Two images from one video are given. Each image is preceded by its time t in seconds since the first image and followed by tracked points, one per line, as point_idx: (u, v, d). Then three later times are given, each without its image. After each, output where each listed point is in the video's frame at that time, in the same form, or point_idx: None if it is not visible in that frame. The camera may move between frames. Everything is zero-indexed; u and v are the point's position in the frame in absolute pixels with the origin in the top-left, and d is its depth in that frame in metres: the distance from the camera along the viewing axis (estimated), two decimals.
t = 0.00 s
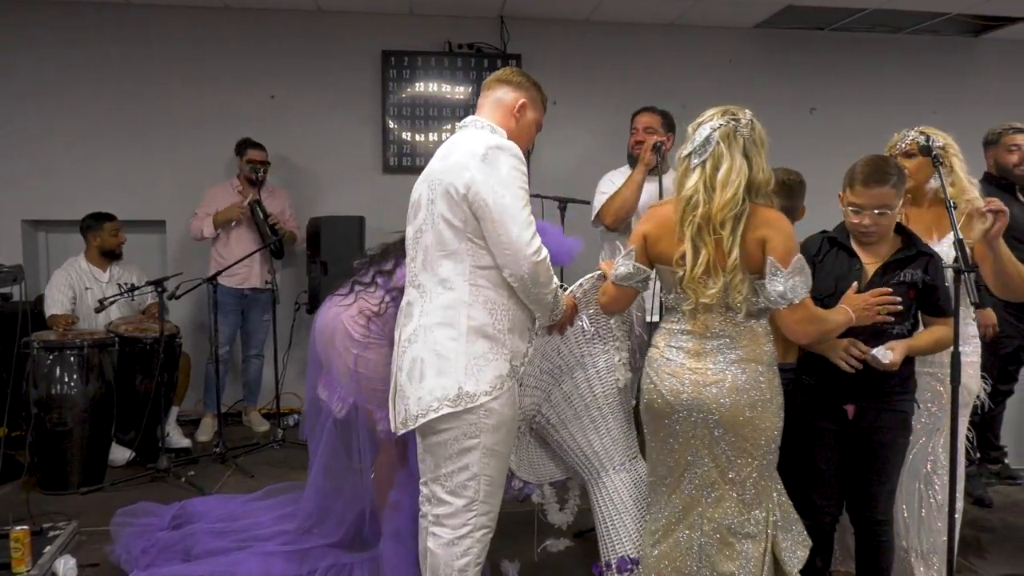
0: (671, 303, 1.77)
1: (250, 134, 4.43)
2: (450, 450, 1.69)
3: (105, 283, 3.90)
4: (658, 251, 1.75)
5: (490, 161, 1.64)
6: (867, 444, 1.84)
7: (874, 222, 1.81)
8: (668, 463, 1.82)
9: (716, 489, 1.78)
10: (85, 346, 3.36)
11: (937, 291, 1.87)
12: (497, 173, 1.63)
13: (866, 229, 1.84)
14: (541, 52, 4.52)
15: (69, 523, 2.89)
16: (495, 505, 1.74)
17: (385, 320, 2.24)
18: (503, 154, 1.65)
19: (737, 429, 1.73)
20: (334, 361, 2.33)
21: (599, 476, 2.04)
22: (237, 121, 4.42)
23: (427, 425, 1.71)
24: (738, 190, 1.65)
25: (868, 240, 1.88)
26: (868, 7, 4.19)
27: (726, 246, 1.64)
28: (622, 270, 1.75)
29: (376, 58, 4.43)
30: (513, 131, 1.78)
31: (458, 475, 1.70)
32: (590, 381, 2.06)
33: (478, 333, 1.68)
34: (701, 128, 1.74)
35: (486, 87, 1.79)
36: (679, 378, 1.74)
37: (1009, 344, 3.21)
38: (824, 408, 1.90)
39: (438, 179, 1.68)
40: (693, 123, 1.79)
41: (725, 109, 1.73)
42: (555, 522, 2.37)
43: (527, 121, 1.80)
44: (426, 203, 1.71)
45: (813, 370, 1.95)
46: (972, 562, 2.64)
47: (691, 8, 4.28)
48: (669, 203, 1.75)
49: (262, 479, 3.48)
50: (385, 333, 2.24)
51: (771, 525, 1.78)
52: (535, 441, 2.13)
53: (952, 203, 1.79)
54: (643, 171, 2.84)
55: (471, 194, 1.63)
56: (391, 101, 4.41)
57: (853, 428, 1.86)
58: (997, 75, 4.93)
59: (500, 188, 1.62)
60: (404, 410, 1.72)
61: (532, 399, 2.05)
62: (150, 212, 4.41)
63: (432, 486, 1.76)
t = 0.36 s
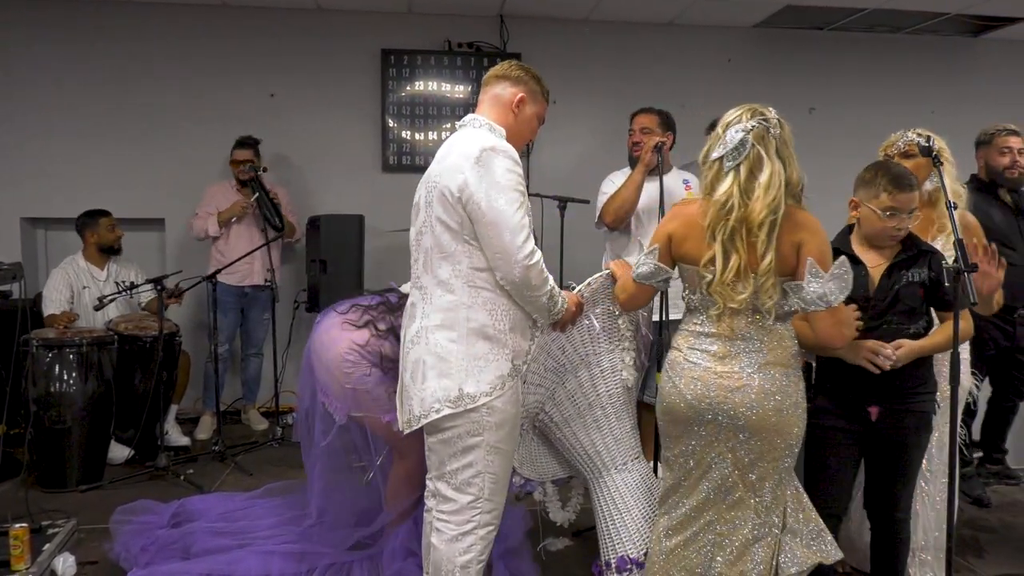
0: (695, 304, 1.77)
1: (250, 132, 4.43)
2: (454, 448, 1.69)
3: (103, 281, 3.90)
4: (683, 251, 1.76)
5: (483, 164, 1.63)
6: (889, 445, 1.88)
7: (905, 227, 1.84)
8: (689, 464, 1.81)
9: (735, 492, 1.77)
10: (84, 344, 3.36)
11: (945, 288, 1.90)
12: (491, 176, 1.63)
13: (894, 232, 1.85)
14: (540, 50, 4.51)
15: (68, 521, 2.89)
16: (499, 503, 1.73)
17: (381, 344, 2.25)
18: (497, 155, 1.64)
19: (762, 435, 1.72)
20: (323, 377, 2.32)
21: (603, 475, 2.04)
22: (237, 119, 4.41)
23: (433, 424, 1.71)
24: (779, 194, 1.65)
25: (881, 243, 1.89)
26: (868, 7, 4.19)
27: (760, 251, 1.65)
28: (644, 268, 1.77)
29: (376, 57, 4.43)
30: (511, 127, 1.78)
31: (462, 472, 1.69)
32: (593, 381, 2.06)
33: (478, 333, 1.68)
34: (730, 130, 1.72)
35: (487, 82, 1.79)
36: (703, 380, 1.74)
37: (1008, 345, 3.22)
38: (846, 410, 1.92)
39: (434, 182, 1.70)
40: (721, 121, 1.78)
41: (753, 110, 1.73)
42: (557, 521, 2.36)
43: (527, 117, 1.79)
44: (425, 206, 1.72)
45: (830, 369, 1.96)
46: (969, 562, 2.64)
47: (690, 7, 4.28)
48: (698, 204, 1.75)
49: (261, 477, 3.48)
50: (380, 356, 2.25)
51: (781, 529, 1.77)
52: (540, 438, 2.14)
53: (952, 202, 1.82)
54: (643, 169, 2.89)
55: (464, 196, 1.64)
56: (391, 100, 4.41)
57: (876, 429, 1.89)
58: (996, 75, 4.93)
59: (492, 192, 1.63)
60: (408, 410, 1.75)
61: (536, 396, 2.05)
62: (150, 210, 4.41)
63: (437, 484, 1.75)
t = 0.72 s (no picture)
0: (706, 300, 1.77)
1: (250, 132, 4.43)
2: (453, 446, 1.70)
3: (103, 279, 3.90)
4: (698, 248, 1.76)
5: (480, 164, 1.63)
6: (884, 441, 1.89)
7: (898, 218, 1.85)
8: (699, 470, 1.81)
9: (745, 496, 1.78)
10: (84, 342, 3.37)
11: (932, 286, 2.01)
12: (488, 175, 1.63)
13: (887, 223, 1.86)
14: (540, 50, 4.52)
15: (67, 519, 2.90)
16: (499, 500, 1.73)
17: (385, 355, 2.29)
18: (495, 155, 1.64)
19: (774, 436, 1.74)
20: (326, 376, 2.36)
21: (601, 475, 2.05)
22: (237, 118, 4.42)
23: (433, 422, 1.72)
24: (807, 198, 1.64)
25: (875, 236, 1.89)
26: (868, 9, 4.19)
27: (788, 253, 1.64)
28: (655, 264, 1.79)
29: (376, 56, 4.43)
30: (515, 127, 1.78)
31: (462, 470, 1.70)
32: (592, 381, 2.07)
33: (476, 333, 1.68)
34: (753, 129, 1.70)
35: (493, 83, 1.80)
36: (716, 380, 1.74)
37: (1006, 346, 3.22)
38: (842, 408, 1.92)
39: (434, 182, 1.71)
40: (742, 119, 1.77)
41: (775, 109, 1.71)
42: (549, 523, 2.41)
43: (532, 117, 1.80)
44: (425, 206, 1.73)
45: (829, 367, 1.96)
46: (966, 562, 2.65)
47: (690, 8, 4.28)
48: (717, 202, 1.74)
49: (260, 476, 3.48)
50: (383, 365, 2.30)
51: (783, 531, 1.80)
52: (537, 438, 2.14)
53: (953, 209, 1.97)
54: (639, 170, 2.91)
55: (462, 196, 1.64)
56: (391, 100, 4.41)
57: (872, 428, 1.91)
58: (995, 76, 4.94)
59: (487, 191, 1.62)
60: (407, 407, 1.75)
61: (533, 398, 2.07)
62: (150, 209, 4.41)
63: (437, 482, 1.76)
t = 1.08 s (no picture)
0: (696, 300, 1.78)
1: (247, 132, 4.43)
2: (451, 445, 1.70)
3: (102, 280, 3.90)
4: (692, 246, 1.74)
5: (477, 165, 1.63)
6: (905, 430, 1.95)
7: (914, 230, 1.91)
8: (691, 470, 1.82)
9: (740, 496, 1.79)
10: (82, 343, 3.36)
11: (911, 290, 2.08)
12: (483, 176, 1.62)
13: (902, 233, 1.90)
14: (539, 50, 4.52)
15: (65, 520, 2.90)
16: (498, 500, 1.74)
17: (389, 364, 2.27)
18: (491, 156, 1.64)
19: (769, 435, 1.75)
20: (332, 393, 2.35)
21: (599, 476, 2.06)
22: (235, 118, 4.42)
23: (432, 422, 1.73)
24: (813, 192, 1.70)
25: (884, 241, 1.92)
26: (865, 9, 4.20)
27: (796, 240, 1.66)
28: (649, 263, 1.76)
29: (375, 57, 4.43)
30: (517, 129, 1.78)
31: (461, 469, 1.70)
32: (592, 381, 2.07)
33: (473, 333, 1.68)
34: (760, 127, 1.74)
35: (498, 86, 1.80)
36: (709, 380, 1.75)
37: (1003, 346, 3.23)
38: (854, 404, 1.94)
39: (433, 183, 1.71)
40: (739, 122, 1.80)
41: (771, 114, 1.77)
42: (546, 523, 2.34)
43: (535, 121, 1.79)
44: (424, 207, 1.74)
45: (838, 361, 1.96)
46: (963, 561, 2.66)
47: (688, 9, 4.28)
48: (714, 200, 1.72)
49: (259, 477, 3.48)
50: (388, 376, 2.27)
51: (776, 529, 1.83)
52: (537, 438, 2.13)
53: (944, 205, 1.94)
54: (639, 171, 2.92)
55: (458, 196, 1.64)
56: (389, 100, 4.41)
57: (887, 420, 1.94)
58: (992, 77, 4.95)
59: (482, 192, 1.62)
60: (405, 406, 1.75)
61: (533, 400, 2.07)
62: (147, 209, 4.41)
63: (435, 481, 1.76)
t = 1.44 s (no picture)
0: (683, 302, 1.81)
1: (243, 134, 4.42)
2: (445, 444, 1.70)
3: (99, 281, 3.90)
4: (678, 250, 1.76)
5: (471, 162, 1.64)
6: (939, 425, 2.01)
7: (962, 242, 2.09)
8: (691, 470, 1.86)
9: (744, 491, 1.85)
10: (78, 345, 3.36)
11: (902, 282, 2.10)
12: (478, 175, 1.62)
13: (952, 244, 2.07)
14: (534, 52, 4.53)
15: (60, 522, 2.89)
16: (493, 502, 1.73)
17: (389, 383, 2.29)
18: (485, 154, 1.65)
19: (768, 430, 1.83)
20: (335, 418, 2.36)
21: (588, 477, 2.07)
22: (231, 120, 4.41)
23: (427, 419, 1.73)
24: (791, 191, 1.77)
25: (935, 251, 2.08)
26: (859, 11, 4.21)
27: (783, 243, 1.76)
28: (633, 271, 1.78)
29: (371, 58, 4.44)
30: (518, 133, 1.78)
31: (455, 470, 1.70)
32: (583, 384, 2.08)
33: (466, 332, 1.68)
34: (736, 127, 1.77)
35: (501, 89, 1.81)
36: (708, 380, 1.79)
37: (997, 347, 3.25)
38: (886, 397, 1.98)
39: (432, 182, 1.72)
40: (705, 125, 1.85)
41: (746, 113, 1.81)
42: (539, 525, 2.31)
43: (536, 125, 1.79)
44: (421, 206, 1.75)
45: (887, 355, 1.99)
46: (958, 561, 2.67)
47: (684, 11, 4.29)
48: (693, 203, 1.75)
49: (255, 479, 3.48)
50: (390, 397, 2.29)
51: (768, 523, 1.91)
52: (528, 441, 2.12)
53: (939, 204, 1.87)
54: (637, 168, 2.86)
55: (452, 194, 1.65)
56: (385, 102, 4.41)
57: (919, 428, 1.97)
58: (985, 78, 4.98)
59: (475, 189, 1.61)
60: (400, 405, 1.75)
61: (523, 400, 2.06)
62: (143, 211, 4.40)
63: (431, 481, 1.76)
